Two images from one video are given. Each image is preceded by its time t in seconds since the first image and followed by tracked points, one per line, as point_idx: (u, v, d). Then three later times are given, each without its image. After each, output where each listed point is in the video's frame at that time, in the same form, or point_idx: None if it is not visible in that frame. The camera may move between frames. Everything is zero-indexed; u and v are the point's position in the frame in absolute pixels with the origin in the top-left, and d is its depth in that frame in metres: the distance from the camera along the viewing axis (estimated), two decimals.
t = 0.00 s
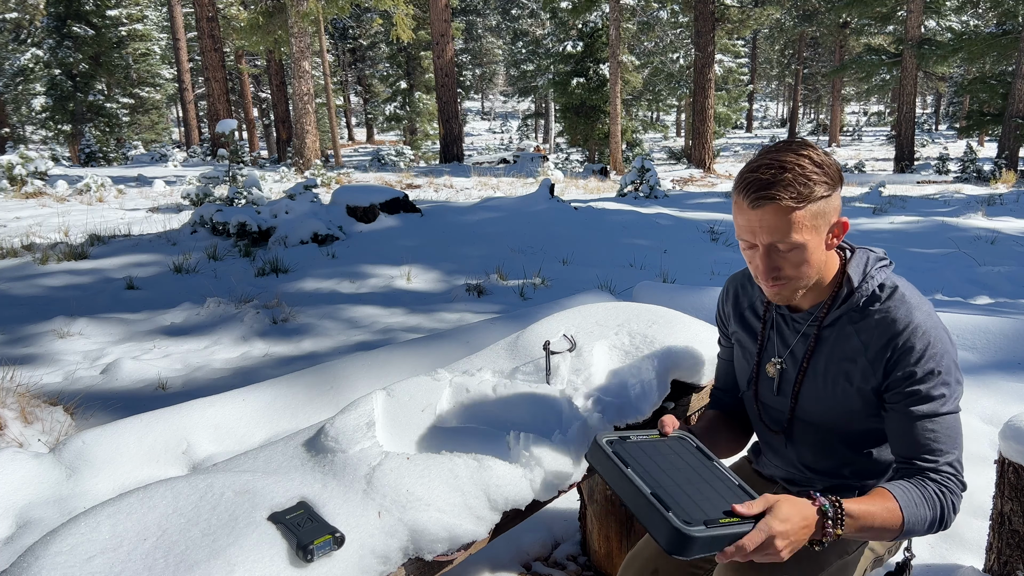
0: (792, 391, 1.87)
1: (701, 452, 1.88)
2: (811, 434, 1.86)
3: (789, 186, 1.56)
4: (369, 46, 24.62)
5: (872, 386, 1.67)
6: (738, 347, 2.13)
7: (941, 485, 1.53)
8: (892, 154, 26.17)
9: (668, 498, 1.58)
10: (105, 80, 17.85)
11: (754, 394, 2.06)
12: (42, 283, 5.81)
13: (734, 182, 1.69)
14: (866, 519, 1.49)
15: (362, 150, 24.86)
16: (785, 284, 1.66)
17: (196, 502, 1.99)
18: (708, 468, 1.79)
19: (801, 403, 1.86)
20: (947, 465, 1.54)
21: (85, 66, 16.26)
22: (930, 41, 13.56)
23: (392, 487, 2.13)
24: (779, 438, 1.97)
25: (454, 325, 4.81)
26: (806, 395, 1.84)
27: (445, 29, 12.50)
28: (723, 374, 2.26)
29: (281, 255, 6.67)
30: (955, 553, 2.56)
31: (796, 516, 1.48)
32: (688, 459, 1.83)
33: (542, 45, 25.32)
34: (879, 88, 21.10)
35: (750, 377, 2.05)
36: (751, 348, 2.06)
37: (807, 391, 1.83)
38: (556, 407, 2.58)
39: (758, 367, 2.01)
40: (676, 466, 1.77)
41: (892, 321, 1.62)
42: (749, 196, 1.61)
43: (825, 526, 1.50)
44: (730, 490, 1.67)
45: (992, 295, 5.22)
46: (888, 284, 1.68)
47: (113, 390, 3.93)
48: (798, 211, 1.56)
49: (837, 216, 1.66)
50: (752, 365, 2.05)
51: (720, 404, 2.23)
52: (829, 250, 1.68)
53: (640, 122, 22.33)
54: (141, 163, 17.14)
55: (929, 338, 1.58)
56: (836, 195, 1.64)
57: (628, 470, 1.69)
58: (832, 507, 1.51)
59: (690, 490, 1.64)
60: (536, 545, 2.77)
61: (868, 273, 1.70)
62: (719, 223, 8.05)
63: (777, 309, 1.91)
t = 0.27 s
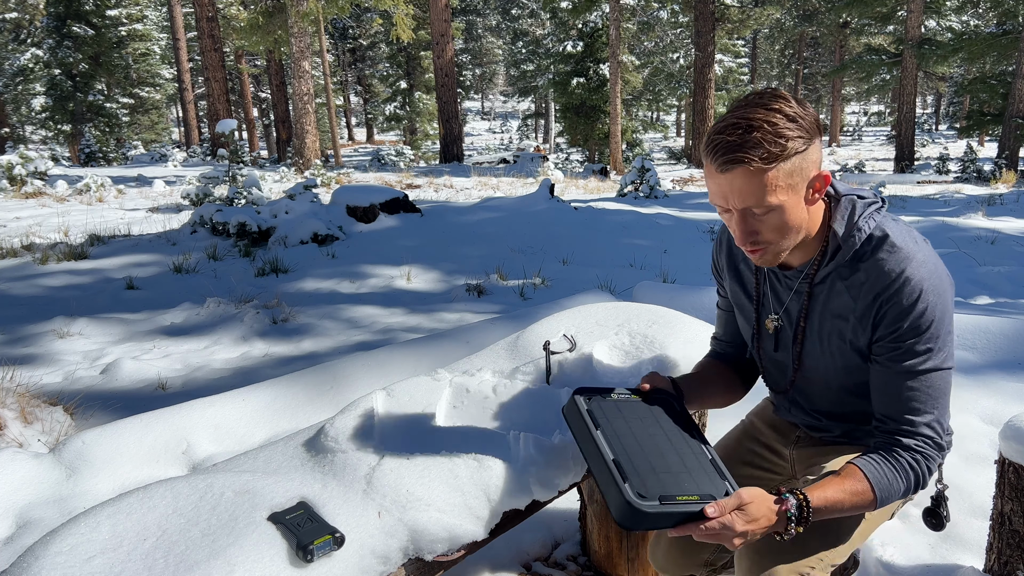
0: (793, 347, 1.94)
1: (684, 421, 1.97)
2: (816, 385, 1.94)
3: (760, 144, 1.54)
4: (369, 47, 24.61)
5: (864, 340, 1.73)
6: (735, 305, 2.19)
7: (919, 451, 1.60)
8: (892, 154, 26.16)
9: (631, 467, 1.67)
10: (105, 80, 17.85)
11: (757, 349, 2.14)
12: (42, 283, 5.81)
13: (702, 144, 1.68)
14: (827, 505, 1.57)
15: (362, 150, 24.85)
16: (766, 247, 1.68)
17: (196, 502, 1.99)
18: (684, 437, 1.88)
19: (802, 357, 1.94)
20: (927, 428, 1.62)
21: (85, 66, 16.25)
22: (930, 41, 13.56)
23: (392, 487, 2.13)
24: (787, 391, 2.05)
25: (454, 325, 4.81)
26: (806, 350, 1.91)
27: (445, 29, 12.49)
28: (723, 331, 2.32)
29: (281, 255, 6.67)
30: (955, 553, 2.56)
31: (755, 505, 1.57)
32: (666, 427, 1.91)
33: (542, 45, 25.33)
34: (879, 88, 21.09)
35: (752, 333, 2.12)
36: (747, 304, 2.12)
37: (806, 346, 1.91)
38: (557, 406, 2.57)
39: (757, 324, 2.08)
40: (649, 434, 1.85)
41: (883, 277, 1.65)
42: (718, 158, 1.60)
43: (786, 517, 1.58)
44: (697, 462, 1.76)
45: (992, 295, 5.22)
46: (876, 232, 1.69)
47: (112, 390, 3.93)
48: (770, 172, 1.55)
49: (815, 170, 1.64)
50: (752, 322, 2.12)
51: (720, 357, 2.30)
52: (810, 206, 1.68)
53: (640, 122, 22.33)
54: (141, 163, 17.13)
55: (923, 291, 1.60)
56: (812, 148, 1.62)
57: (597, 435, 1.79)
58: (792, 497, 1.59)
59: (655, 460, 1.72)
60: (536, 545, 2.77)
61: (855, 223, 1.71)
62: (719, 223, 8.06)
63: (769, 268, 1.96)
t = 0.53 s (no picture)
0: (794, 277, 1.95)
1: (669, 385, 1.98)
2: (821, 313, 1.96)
3: (732, 67, 1.52)
4: (369, 46, 24.59)
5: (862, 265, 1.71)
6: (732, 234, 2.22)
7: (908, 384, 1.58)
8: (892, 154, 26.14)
9: (606, 430, 1.69)
10: (105, 80, 17.83)
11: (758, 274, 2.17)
12: (42, 283, 5.81)
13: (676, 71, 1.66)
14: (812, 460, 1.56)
15: (362, 150, 24.83)
16: (748, 174, 1.67)
17: (196, 502, 1.99)
18: (666, 403, 1.89)
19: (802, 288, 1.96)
20: (919, 357, 1.58)
21: (85, 66, 16.24)
22: (930, 41, 13.56)
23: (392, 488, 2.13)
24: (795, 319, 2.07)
25: (454, 325, 4.81)
26: (806, 282, 1.93)
27: (445, 29, 12.48)
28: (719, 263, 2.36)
29: (281, 255, 6.66)
30: (955, 553, 2.56)
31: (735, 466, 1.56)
32: (648, 393, 1.93)
33: (542, 45, 25.33)
34: (879, 88, 21.08)
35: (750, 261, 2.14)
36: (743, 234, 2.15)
37: (804, 278, 1.93)
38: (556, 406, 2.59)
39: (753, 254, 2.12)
40: (628, 399, 1.87)
41: (880, 200, 1.61)
42: (693, 85, 1.59)
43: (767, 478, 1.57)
44: (675, 428, 1.77)
45: (993, 295, 5.22)
46: (869, 152, 1.66)
47: (112, 390, 3.93)
48: (745, 94, 1.53)
49: (796, 93, 1.62)
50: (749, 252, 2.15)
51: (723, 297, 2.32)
52: (793, 130, 1.65)
53: (640, 122, 22.32)
54: (141, 163, 17.12)
55: (918, 211, 1.56)
56: (791, 69, 1.59)
57: (576, 396, 1.81)
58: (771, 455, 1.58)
59: (633, 424, 1.74)
60: (536, 545, 2.77)
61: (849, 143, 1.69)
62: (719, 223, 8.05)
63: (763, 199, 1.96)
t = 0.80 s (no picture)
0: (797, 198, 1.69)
1: (650, 346, 1.84)
2: (826, 238, 1.70)
3: None
4: (369, 46, 24.60)
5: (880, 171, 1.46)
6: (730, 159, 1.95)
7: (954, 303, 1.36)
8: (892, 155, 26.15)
9: (563, 401, 1.62)
10: (105, 80, 17.85)
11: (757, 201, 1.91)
12: (42, 283, 5.81)
13: None
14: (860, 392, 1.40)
15: (362, 150, 24.85)
16: (735, 75, 1.45)
17: (196, 502, 1.99)
18: (638, 366, 1.78)
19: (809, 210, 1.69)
20: (961, 261, 1.35)
21: (85, 66, 16.25)
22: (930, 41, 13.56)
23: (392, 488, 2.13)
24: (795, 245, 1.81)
25: (454, 325, 4.80)
26: (813, 200, 1.66)
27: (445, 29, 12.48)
28: (716, 198, 2.11)
29: (281, 255, 6.66)
30: (955, 553, 2.56)
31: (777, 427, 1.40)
32: (622, 355, 1.81)
33: (542, 45, 25.36)
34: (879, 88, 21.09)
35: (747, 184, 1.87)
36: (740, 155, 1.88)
37: (812, 197, 1.66)
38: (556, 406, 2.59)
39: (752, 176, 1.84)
40: (597, 365, 1.77)
41: (900, 92, 1.36)
42: None
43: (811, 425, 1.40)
44: (643, 393, 1.67)
45: (993, 295, 5.22)
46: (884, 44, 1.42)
47: (112, 390, 3.93)
48: None
49: None
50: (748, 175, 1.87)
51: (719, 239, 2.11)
52: (788, 26, 1.41)
53: (640, 122, 22.33)
54: (141, 163, 17.13)
55: (948, 96, 1.31)
56: None
57: (535, 365, 1.73)
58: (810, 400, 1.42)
59: (595, 394, 1.66)
60: (536, 545, 2.77)
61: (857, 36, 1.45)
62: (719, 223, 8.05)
63: (760, 110, 1.71)
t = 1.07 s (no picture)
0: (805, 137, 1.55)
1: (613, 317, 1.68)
2: (834, 181, 1.56)
3: None
4: (369, 46, 24.61)
5: (908, 86, 1.33)
6: (722, 111, 1.84)
7: None
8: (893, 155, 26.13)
9: (506, 364, 1.50)
10: (105, 80, 17.85)
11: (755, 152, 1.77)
12: (42, 283, 5.82)
13: None
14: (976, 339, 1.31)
15: (362, 150, 24.85)
16: None
17: (196, 501, 1.99)
18: (597, 336, 1.63)
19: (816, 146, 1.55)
20: None
21: (85, 66, 16.24)
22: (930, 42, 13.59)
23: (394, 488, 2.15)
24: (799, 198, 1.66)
25: (454, 326, 4.81)
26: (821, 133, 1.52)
27: (445, 29, 12.48)
28: (703, 159, 2.02)
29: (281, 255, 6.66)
30: (955, 553, 2.56)
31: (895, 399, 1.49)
32: (584, 322, 1.67)
33: (542, 45, 25.38)
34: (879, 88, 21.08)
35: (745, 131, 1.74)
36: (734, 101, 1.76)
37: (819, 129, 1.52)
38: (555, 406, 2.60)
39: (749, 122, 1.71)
40: (554, 331, 1.63)
41: None
42: None
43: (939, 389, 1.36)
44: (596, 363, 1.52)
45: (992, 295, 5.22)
46: None
47: (112, 390, 3.93)
48: None
49: None
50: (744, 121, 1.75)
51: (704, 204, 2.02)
52: None
53: (640, 122, 22.33)
54: (140, 163, 17.13)
55: None
56: None
57: (485, 326, 1.61)
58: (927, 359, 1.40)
59: (542, 360, 1.53)
60: (536, 545, 2.78)
61: None
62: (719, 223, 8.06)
63: (754, 36, 1.61)
